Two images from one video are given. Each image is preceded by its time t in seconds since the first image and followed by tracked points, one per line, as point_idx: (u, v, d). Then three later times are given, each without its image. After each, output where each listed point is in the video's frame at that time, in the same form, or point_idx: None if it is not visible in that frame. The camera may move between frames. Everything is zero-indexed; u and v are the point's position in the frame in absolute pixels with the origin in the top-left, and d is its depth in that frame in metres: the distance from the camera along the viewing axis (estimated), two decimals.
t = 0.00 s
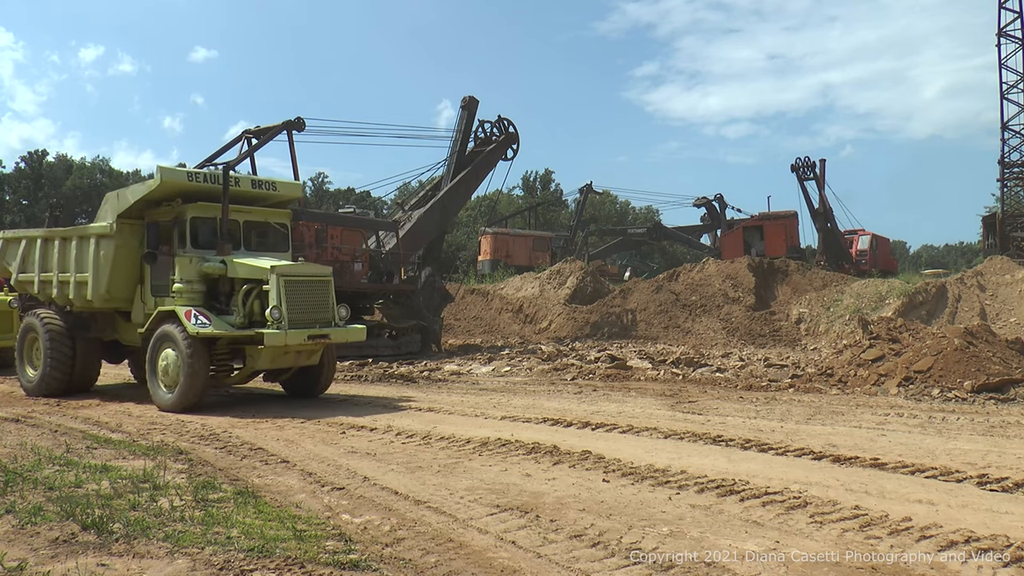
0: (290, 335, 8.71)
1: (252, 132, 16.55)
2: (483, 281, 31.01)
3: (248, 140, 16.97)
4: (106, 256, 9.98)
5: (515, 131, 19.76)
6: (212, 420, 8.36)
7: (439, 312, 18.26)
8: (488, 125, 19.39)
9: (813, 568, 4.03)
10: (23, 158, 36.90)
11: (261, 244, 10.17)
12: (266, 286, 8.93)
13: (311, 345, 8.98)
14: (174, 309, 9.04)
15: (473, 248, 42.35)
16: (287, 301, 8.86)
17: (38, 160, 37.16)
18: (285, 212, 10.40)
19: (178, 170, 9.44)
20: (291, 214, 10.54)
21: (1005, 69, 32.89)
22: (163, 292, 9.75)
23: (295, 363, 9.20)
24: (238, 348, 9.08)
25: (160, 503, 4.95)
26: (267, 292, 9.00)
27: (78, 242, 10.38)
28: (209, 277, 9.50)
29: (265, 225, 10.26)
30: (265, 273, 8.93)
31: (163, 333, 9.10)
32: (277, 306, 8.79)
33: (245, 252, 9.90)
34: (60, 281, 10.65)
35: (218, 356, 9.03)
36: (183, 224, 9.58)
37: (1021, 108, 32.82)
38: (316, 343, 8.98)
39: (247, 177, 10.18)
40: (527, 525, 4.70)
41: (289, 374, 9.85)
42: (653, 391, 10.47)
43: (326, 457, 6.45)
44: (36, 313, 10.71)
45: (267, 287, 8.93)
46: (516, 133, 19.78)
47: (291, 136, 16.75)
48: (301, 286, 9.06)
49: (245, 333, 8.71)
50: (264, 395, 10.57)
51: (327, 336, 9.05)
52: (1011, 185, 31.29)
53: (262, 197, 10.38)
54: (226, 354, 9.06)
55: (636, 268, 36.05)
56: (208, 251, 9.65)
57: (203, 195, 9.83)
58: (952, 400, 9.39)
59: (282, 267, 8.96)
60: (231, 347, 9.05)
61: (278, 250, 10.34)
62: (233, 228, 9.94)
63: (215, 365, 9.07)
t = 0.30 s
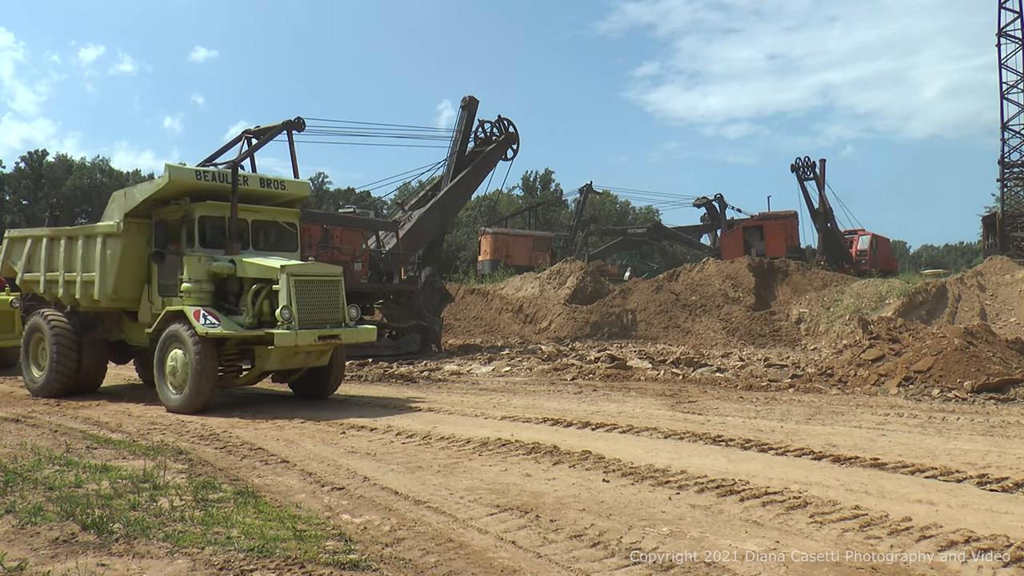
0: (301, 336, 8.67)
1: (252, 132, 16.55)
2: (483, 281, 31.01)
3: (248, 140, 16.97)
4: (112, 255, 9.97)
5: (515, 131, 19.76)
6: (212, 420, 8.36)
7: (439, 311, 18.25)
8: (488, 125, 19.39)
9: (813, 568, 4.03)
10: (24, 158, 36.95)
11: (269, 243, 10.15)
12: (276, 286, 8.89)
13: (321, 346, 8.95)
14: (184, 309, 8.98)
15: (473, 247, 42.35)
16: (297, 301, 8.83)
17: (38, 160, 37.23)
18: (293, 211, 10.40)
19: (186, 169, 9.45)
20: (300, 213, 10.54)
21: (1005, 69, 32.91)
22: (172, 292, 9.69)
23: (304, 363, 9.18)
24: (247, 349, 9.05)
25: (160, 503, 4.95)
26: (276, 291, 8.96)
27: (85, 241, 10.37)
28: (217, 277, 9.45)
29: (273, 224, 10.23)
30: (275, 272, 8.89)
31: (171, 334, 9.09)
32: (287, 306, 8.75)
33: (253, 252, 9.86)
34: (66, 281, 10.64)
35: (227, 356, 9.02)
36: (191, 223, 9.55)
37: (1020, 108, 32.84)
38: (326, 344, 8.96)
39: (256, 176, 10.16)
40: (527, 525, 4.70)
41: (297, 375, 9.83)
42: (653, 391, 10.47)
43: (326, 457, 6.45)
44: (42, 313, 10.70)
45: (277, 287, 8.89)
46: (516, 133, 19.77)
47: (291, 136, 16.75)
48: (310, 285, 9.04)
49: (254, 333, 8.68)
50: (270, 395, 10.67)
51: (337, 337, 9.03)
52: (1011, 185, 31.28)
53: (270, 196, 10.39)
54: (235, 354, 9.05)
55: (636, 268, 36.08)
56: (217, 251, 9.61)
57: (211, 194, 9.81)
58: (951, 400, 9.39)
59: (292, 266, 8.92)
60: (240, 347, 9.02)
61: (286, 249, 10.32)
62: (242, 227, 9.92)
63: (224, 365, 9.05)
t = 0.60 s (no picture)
0: (310, 336, 8.62)
1: (252, 132, 16.55)
2: (483, 281, 31.02)
3: (248, 140, 16.97)
4: (119, 254, 9.96)
5: (515, 131, 19.75)
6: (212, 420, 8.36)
7: (439, 311, 18.25)
8: (488, 125, 19.39)
9: (813, 568, 4.03)
10: (24, 158, 37.00)
11: (277, 242, 10.13)
12: (285, 285, 8.84)
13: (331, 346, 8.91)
14: (192, 309, 8.97)
15: (473, 247, 42.35)
16: (307, 301, 8.79)
17: (38, 160, 37.28)
18: (301, 210, 10.38)
19: (194, 167, 9.39)
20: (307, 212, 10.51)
21: (1005, 69, 32.90)
22: (179, 292, 9.73)
23: (313, 364, 9.15)
24: (255, 349, 9.02)
25: (160, 503, 4.95)
26: (286, 291, 8.92)
27: (91, 240, 10.37)
28: (225, 276, 9.46)
29: (281, 223, 10.21)
30: (285, 272, 8.85)
31: (179, 334, 9.05)
32: (297, 307, 8.71)
33: (261, 251, 9.85)
34: (72, 280, 10.65)
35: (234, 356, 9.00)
36: (199, 222, 9.53)
37: (1021, 108, 32.82)
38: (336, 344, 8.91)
39: (263, 175, 10.14)
40: (527, 525, 4.70)
41: (305, 377, 9.82)
42: (653, 391, 10.47)
43: (326, 457, 6.45)
44: (47, 313, 10.69)
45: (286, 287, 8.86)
46: (516, 133, 19.77)
47: (291, 136, 16.75)
48: (320, 285, 9.00)
49: (263, 333, 8.65)
50: (272, 395, 10.78)
51: (347, 337, 8.99)
52: (1011, 185, 31.27)
53: (279, 194, 10.34)
54: (242, 355, 9.03)
55: (636, 268, 36.09)
56: (224, 250, 9.61)
57: (219, 193, 9.77)
58: (951, 400, 9.39)
59: (301, 266, 8.88)
60: (247, 348, 9.00)
61: (294, 248, 10.32)
62: (250, 225, 9.90)
63: (232, 366, 9.02)
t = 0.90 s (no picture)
0: (321, 337, 8.61)
1: (252, 132, 16.55)
2: (483, 281, 31.02)
3: (248, 140, 16.96)
4: (125, 254, 9.96)
5: (515, 131, 19.75)
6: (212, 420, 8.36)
7: (439, 311, 18.25)
8: (489, 125, 19.39)
9: (813, 568, 4.03)
10: (24, 158, 37.01)
11: (285, 242, 10.11)
12: (295, 285, 8.84)
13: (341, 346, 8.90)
14: (200, 309, 8.94)
15: (473, 247, 42.35)
16: (317, 301, 8.78)
17: (38, 160, 37.26)
18: (310, 210, 10.36)
19: (203, 166, 9.38)
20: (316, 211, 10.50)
21: (1005, 69, 32.91)
22: (186, 291, 9.69)
23: (323, 364, 9.14)
24: (263, 349, 9.01)
25: (160, 503, 4.95)
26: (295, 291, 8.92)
27: (97, 239, 10.37)
28: (234, 276, 9.43)
29: (290, 223, 10.20)
30: (295, 272, 8.84)
31: (187, 334, 9.04)
32: (307, 307, 8.70)
33: (270, 251, 9.83)
34: (78, 280, 10.66)
35: (243, 357, 9.00)
36: (207, 221, 9.52)
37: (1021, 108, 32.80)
38: (346, 345, 8.91)
39: (272, 174, 10.11)
40: (527, 525, 4.70)
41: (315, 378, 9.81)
42: (653, 391, 10.47)
43: (327, 457, 6.45)
44: (53, 313, 10.70)
45: (296, 286, 8.85)
46: (516, 133, 19.76)
47: (291, 136, 16.75)
48: (330, 285, 8.99)
49: (271, 333, 8.65)
50: (276, 395, 10.91)
51: (357, 338, 8.98)
52: (1011, 185, 31.27)
53: (288, 193, 10.31)
54: (251, 356, 9.02)
55: (636, 268, 36.10)
56: (233, 250, 9.59)
57: (228, 191, 9.76)
58: (952, 400, 9.39)
59: (311, 265, 8.88)
60: (256, 348, 8.98)
61: (303, 248, 10.29)
62: (259, 224, 9.88)
63: (240, 367, 9.02)
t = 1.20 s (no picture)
0: (331, 336, 8.61)
1: (252, 132, 16.55)
2: (483, 281, 31.02)
3: (248, 141, 16.96)
4: (132, 253, 9.96)
5: (515, 131, 19.74)
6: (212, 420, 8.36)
7: (438, 311, 18.25)
8: (489, 125, 19.39)
9: (813, 568, 4.03)
10: (24, 158, 37.01)
11: (293, 241, 10.10)
12: (305, 284, 8.84)
13: (352, 346, 8.89)
14: (209, 309, 8.92)
15: (473, 247, 42.36)
16: (328, 300, 8.78)
17: (38, 160, 37.22)
18: (318, 209, 10.36)
19: (211, 164, 9.36)
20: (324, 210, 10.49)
21: (1005, 69, 32.92)
22: (194, 291, 9.71)
23: (333, 364, 9.13)
24: (273, 350, 9.00)
25: (160, 503, 4.95)
26: (306, 291, 8.91)
27: (103, 239, 10.37)
28: (242, 276, 9.41)
29: (299, 222, 10.20)
30: (306, 271, 8.85)
31: (195, 334, 9.04)
32: (318, 306, 8.69)
33: (279, 250, 9.83)
34: (84, 280, 10.65)
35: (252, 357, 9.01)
36: (215, 220, 9.51)
37: (1020, 108, 32.77)
38: (357, 345, 8.90)
39: (281, 172, 10.07)
40: (527, 525, 4.70)
41: (324, 379, 9.80)
42: (653, 391, 10.47)
43: (326, 457, 6.45)
44: (59, 313, 10.70)
45: (307, 286, 8.85)
46: (516, 133, 19.76)
47: (291, 136, 16.75)
48: (341, 284, 8.99)
49: (281, 333, 8.63)
50: (279, 395, 10.99)
51: (368, 337, 8.98)
52: (1011, 185, 31.27)
53: (296, 192, 10.30)
54: (260, 357, 9.05)
55: (636, 268, 36.10)
56: (241, 249, 9.58)
57: (236, 190, 9.75)
58: (952, 400, 9.39)
59: (322, 264, 8.88)
60: (265, 348, 8.97)
61: (311, 246, 10.31)
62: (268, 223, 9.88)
63: (249, 367, 9.03)
